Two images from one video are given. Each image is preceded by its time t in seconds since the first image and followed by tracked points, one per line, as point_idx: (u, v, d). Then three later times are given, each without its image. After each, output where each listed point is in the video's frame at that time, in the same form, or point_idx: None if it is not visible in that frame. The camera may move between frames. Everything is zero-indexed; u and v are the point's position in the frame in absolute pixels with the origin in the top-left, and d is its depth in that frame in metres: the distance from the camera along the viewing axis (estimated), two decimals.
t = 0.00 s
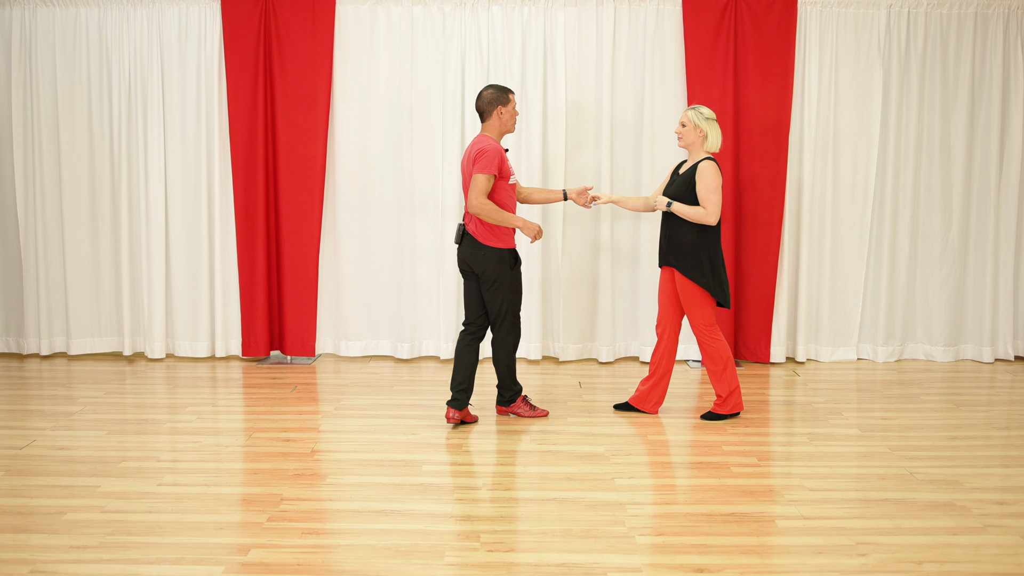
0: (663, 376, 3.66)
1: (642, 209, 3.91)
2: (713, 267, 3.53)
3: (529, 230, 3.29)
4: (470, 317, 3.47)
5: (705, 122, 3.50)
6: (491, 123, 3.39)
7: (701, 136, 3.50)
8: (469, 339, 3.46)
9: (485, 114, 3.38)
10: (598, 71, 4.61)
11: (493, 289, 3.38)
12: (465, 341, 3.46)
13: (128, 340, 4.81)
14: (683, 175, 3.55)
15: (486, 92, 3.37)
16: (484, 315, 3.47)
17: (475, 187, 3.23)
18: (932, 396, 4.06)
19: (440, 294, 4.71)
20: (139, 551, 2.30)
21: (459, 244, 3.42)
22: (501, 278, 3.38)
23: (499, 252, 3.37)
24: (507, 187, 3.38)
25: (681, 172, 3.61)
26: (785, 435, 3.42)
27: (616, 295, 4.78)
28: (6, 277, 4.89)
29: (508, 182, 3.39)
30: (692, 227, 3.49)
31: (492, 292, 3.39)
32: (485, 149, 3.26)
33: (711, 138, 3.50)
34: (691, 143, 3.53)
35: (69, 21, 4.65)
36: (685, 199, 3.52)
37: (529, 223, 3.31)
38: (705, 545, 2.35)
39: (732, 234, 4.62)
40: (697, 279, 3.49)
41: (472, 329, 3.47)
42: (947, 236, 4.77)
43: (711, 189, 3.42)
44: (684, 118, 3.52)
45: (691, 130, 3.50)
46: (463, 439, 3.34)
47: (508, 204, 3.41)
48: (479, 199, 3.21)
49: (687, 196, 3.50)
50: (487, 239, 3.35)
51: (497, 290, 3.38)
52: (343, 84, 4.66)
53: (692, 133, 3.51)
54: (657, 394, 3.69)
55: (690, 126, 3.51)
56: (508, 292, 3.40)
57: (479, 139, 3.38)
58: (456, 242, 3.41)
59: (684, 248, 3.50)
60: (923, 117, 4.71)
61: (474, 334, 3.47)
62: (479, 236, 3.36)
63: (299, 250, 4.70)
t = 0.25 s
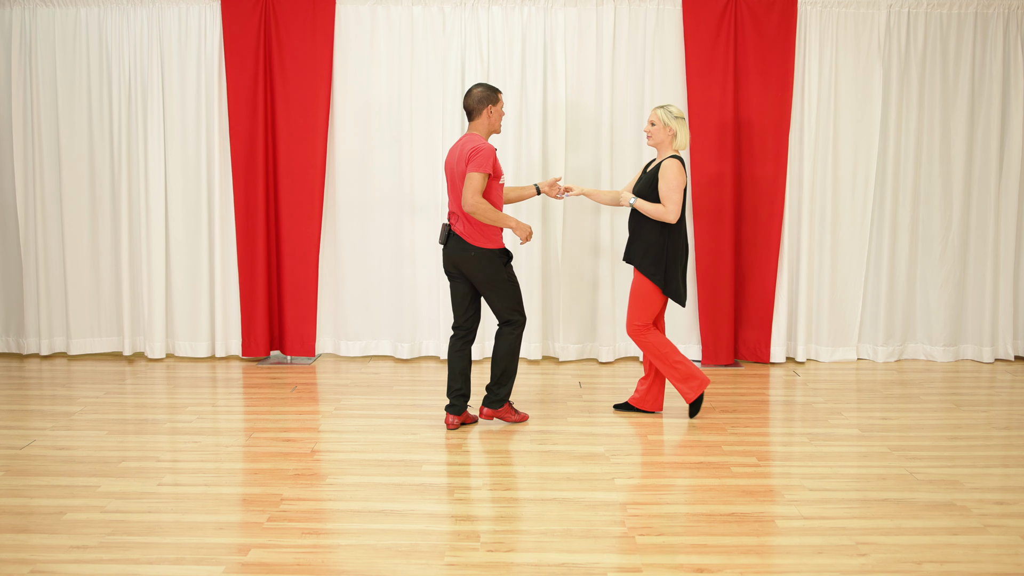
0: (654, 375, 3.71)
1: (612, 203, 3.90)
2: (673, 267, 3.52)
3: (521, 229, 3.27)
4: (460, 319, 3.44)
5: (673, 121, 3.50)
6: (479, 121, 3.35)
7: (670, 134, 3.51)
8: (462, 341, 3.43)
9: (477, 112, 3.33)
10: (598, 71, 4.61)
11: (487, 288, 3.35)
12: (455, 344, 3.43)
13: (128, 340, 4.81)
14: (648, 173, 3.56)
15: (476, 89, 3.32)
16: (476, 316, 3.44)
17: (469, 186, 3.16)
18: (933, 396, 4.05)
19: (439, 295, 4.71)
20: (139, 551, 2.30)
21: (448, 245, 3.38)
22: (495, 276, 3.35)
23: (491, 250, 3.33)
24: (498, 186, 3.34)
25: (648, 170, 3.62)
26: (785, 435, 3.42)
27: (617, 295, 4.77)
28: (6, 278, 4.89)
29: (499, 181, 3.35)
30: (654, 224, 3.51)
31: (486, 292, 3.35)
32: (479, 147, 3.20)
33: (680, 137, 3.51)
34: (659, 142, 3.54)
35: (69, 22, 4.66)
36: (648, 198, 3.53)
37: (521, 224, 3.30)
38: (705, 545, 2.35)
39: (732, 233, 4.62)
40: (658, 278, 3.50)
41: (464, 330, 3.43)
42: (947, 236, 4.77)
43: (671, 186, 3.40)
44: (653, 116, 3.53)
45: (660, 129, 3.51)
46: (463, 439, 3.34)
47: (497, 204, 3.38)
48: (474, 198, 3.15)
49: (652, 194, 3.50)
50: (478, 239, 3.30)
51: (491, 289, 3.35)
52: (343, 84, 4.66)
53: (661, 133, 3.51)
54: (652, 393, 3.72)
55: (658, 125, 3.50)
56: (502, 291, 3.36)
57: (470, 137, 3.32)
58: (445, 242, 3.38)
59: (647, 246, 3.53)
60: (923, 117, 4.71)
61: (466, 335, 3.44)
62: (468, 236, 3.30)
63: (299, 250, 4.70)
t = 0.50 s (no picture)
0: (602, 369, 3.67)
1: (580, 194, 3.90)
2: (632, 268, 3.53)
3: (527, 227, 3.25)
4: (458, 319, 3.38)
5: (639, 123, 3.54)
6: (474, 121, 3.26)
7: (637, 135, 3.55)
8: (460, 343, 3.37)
9: (475, 111, 3.25)
10: (598, 71, 4.61)
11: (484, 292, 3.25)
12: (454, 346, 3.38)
13: (128, 340, 4.81)
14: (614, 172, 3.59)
15: (472, 87, 3.23)
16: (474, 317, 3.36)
17: (481, 185, 3.08)
18: (932, 396, 4.06)
19: (440, 295, 4.71)
20: (139, 551, 2.30)
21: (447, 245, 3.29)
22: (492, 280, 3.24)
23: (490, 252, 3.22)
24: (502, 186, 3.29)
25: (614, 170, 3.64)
26: (785, 435, 3.42)
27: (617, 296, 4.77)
28: (6, 278, 4.89)
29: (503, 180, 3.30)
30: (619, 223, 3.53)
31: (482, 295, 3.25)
32: (484, 144, 3.13)
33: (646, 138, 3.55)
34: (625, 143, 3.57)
35: (69, 21, 4.66)
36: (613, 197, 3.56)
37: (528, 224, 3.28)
38: (705, 545, 2.35)
39: (732, 233, 4.63)
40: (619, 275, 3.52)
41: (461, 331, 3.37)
42: (947, 235, 4.77)
43: (633, 186, 3.42)
44: (621, 117, 3.55)
45: (628, 130, 3.53)
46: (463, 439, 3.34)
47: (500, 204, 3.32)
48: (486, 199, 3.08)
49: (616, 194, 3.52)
50: (485, 240, 3.21)
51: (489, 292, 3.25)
52: (344, 84, 4.66)
53: (629, 133, 3.54)
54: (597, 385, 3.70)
55: (627, 126, 3.54)
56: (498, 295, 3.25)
57: (474, 135, 3.24)
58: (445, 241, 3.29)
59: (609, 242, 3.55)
60: (923, 117, 4.71)
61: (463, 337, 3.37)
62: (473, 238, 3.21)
63: (300, 250, 4.70)
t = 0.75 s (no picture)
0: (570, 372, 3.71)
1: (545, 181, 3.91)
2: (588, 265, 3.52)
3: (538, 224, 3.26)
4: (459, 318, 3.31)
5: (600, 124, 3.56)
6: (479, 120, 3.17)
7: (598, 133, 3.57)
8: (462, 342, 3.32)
9: (483, 108, 3.16)
10: (598, 71, 4.61)
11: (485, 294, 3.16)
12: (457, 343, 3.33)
13: (128, 340, 4.81)
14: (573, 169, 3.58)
15: (477, 86, 3.14)
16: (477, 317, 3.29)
17: (502, 183, 3.05)
18: (932, 396, 4.06)
19: (440, 295, 4.71)
20: (139, 551, 2.30)
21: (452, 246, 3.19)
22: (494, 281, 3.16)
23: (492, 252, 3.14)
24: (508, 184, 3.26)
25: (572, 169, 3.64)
26: (785, 435, 3.42)
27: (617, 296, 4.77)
28: (6, 278, 4.89)
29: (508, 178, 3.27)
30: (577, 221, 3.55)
31: (482, 297, 3.17)
32: (500, 142, 3.09)
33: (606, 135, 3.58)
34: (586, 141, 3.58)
35: (69, 21, 4.65)
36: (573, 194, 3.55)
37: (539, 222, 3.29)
38: (705, 545, 2.35)
39: (732, 233, 4.63)
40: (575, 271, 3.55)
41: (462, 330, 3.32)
42: (947, 235, 4.77)
43: (592, 184, 3.43)
44: (585, 116, 3.55)
45: (592, 129, 3.54)
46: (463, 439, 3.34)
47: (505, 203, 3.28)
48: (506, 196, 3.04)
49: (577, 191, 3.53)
50: (496, 239, 3.15)
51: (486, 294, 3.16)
52: (344, 83, 4.66)
53: (593, 133, 3.55)
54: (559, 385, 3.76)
55: (591, 125, 3.54)
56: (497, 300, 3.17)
57: (485, 133, 3.17)
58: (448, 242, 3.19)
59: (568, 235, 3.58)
60: (923, 117, 4.72)
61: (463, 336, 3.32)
62: (484, 237, 3.14)
63: (300, 249, 4.70)
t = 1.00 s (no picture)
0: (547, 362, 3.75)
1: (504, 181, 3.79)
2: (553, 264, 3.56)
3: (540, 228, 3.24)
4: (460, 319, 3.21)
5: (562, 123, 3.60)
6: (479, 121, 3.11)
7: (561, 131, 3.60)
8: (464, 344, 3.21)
9: (487, 110, 3.10)
10: (598, 71, 4.61)
11: (494, 297, 3.12)
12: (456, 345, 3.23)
13: (128, 340, 4.81)
14: (537, 168, 3.57)
15: (482, 86, 3.07)
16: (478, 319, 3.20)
17: (509, 188, 2.98)
18: (932, 396, 4.06)
19: (440, 295, 4.72)
20: (139, 551, 2.30)
21: (459, 248, 3.10)
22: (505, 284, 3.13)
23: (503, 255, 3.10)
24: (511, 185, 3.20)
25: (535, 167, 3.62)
26: (785, 435, 3.42)
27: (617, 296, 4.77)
28: (6, 278, 4.89)
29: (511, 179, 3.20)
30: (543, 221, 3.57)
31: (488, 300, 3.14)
32: (505, 145, 3.02)
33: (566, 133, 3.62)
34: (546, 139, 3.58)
35: (69, 21, 4.65)
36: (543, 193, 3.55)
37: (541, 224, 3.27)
38: (705, 545, 2.35)
39: (732, 233, 4.63)
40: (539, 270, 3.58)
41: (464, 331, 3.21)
42: (947, 235, 4.77)
43: (564, 183, 3.45)
44: (550, 114, 3.55)
45: (557, 127, 3.56)
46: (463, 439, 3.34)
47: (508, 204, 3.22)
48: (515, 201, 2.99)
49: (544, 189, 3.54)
50: (504, 241, 3.10)
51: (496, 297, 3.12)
52: (344, 83, 4.66)
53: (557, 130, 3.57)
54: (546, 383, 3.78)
55: (555, 123, 3.56)
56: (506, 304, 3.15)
57: (488, 136, 3.10)
58: (456, 244, 3.10)
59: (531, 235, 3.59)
60: (923, 117, 4.72)
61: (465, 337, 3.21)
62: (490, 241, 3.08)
63: (300, 250, 4.70)
